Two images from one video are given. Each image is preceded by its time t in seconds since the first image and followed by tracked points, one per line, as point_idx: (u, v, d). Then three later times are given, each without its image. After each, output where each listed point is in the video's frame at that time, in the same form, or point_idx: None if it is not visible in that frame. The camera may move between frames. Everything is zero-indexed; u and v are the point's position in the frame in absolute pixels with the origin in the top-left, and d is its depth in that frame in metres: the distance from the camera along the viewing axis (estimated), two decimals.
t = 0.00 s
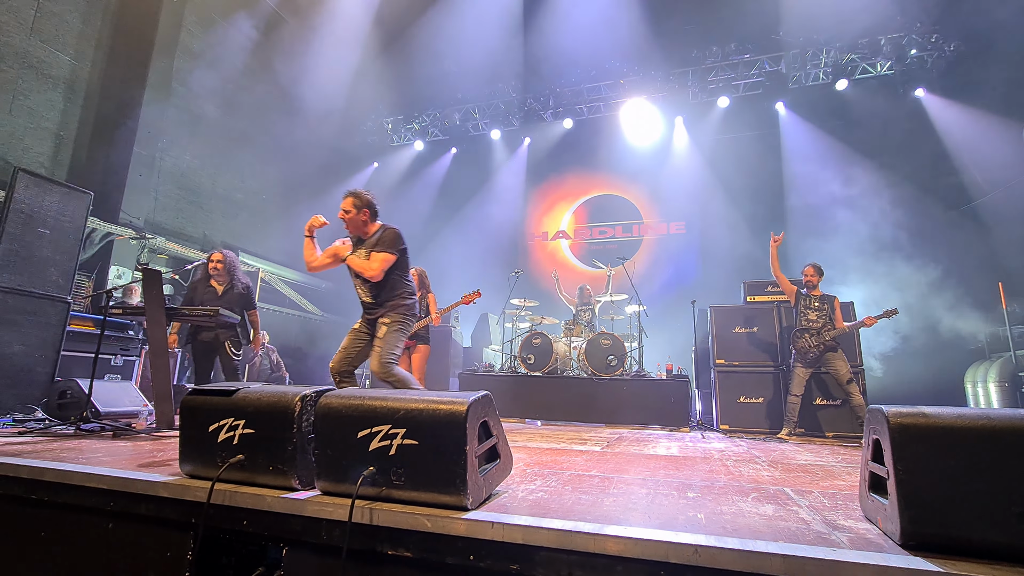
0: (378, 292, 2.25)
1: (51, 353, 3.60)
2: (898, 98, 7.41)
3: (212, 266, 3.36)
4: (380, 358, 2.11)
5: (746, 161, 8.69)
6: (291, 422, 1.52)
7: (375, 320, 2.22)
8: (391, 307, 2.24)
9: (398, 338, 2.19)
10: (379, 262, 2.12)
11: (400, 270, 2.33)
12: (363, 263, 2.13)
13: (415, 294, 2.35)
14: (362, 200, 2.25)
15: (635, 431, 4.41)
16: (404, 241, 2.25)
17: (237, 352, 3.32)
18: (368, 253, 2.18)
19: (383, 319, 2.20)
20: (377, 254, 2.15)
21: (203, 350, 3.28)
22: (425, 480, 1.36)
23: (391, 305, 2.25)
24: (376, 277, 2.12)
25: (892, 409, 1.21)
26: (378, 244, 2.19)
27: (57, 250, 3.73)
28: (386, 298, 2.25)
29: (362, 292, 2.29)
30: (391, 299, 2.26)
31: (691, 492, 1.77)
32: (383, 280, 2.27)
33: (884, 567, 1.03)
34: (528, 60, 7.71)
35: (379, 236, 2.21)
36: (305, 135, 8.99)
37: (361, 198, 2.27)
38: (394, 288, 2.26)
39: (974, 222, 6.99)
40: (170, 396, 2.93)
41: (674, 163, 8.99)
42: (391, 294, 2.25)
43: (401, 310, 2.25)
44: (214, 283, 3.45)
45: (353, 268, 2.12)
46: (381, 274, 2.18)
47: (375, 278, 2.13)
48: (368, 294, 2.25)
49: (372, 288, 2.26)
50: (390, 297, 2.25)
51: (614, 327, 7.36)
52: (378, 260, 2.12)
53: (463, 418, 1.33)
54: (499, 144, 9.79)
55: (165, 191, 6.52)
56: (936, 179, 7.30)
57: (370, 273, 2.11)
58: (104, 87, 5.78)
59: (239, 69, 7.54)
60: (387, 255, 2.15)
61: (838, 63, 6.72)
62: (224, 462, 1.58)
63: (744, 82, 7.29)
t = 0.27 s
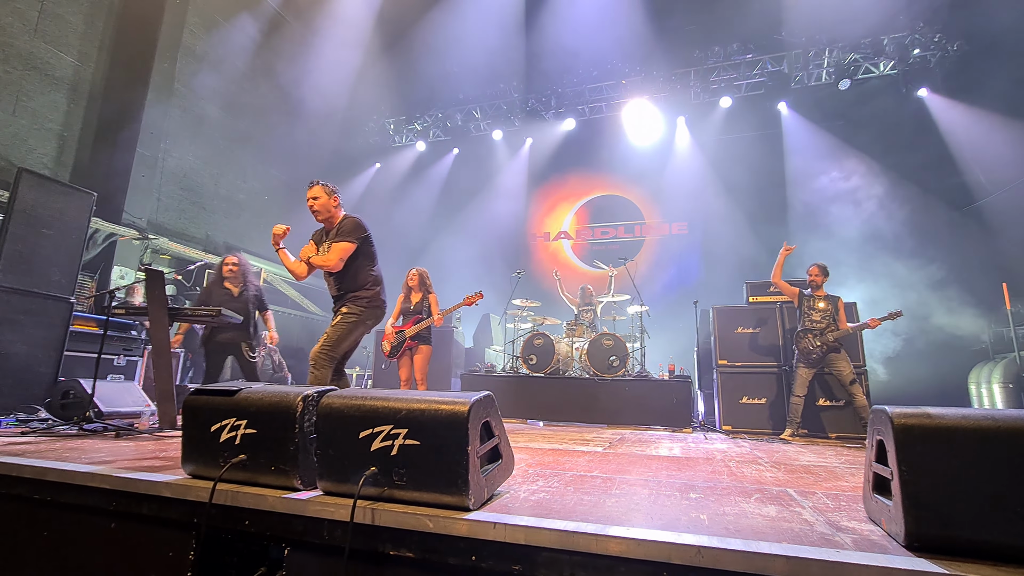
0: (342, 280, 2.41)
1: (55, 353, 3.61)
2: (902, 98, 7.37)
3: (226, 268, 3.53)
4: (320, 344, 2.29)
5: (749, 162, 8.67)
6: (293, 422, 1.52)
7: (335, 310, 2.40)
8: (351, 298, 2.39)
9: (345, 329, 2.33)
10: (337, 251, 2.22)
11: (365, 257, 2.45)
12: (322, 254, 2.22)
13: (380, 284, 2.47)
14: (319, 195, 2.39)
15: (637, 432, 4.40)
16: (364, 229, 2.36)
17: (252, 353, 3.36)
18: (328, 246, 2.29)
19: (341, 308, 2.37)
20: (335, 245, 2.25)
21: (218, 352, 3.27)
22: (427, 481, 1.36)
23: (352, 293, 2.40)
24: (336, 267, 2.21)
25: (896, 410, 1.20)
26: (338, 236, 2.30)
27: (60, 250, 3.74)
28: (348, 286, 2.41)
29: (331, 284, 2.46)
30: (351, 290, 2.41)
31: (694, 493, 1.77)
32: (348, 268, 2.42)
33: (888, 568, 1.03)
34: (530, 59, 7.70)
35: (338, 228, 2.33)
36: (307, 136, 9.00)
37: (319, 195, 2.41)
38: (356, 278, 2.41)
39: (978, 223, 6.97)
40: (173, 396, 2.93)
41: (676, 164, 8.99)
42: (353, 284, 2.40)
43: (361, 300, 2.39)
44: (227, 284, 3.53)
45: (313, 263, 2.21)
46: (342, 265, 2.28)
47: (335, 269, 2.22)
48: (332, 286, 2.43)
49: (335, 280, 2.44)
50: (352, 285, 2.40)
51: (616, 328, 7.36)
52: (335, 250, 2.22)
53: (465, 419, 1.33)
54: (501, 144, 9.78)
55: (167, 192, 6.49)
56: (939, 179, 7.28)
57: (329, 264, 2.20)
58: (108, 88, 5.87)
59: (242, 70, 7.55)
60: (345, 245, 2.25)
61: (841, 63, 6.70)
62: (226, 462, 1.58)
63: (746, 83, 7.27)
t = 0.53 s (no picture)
0: (318, 282, 2.42)
1: (58, 353, 3.63)
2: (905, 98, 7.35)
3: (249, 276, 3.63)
4: (293, 345, 2.30)
5: (751, 162, 8.66)
6: (295, 422, 1.52)
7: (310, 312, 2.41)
8: (326, 301, 2.40)
9: (319, 333, 2.34)
10: (311, 256, 2.24)
11: (342, 260, 2.46)
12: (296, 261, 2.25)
13: (356, 287, 2.48)
14: (293, 200, 2.41)
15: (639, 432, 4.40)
16: (338, 232, 2.35)
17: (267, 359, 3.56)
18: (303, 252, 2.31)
19: (316, 310, 2.38)
20: (308, 251, 2.27)
21: (236, 355, 3.46)
22: (429, 481, 1.36)
23: (328, 296, 2.42)
24: (310, 273, 2.23)
25: (900, 410, 1.20)
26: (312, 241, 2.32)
27: (64, 250, 3.75)
28: (324, 289, 2.42)
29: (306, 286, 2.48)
30: (326, 292, 2.42)
31: (696, 493, 1.76)
32: (324, 270, 2.43)
33: (891, 569, 1.02)
34: (532, 58, 7.71)
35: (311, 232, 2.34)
36: (310, 136, 9.03)
37: (294, 199, 2.43)
38: (331, 280, 2.42)
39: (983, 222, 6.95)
40: (175, 396, 2.94)
41: (678, 163, 8.99)
42: (328, 287, 2.42)
43: (336, 304, 2.40)
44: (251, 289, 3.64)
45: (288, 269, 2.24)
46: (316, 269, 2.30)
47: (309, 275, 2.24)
48: (307, 287, 2.44)
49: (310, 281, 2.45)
50: (329, 288, 2.42)
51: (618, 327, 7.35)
52: (308, 256, 2.23)
53: (467, 418, 1.33)
54: (503, 144, 9.78)
55: (170, 192, 6.51)
56: (943, 178, 7.25)
57: (303, 270, 2.22)
58: (110, 88, 5.93)
59: (245, 70, 7.57)
60: (318, 249, 2.27)
61: (843, 62, 6.69)
62: (228, 461, 1.58)
63: (748, 82, 7.26)
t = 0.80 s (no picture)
0: (318, 283, 2.42)
1: (61, 353, 3.64)
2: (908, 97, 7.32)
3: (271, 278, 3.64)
4: (299, 345, 2.30)
5: (754, 161, 8.63)
6: (296, 422, 1.52)
7: (312, 312, 2.40)
8: (329, 300, 2.40)
9: (325, 332, 2.34)
10: (316, 259, 2.28)
11: (340, 261, 2.49)
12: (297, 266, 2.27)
13: (357, 286, 2.49)
14: (286, 205, 2.40)
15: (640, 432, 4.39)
16: (337, 234, 2.41)
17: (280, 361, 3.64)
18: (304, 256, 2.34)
19: (320, 310, 2.37)
20: (311, 254, 2.30)
21: (250, 355, 3.53)
22: (431, 481, 1.36)
23: (330, 297, 2.41)
24: (314, 275, 2.27)
25: (902, 410, 1.19)
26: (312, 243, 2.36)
27: (67, 250, 3.76)
28: (325, 290, 2.42)
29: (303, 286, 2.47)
30: (329, 291, 2.42)
31: (697, 493, 1.76)
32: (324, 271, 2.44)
33: (894, 569, 1.02)
34: (533, 58, 7.71)
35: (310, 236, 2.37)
36: (312, 137, 9.04)
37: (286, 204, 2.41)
38: (334, 279, 2.43)
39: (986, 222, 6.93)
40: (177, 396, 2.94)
41: (680, 163, 8.97)
42: (331, 286, 2.42)
43: (340, 303, 2.40)
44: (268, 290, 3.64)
45: (291, 272, 2.24)
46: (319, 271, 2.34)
47: (314, 276, 2.28)
48: (308, 287, 2.42)
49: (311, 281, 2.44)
50: (331, 288, 2.42)
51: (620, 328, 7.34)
52: (313, 258, 2.28)
53: (469, 418, 1.33)
54: (505, 145, 9.76)
55: (172, 193, 6.52)
56: (946, 178, 7.23)
57: (308, 273, 2.26)
58: (113, 89, 5.95)
59: (247, 70, 7.58)
60: (321, 252, 2.31)
61: (845, 62, 6.67)
62: (230, 461, 1.59)
63: (749, 82, 7.24)
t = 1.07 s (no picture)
0: (329, 278, 2.43)
1: (64, 353, 3.65)
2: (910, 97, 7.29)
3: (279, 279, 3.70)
4: (313, 344, 2.31)
5: (756, 161, 8.61)
6: (299, 422, 1.52)
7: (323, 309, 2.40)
8: (339, 297, 2.40)
9: (336, 329, 2.34)
10: (328, 250, 2.28)
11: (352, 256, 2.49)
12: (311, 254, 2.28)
13: (366, 283, 2.49)
14: (308, 198, 2.45)
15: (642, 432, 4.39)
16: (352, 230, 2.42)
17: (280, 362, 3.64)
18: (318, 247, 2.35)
19: (330, 307, 2.38)
20: (325, 245, 2.31)
21: (252, 356, 3.52)
22: (433, 481, 1.36)
23: (340, 293, 2.41)
24: (326, 265, 2.26)
25: (904, 410, 1.19)
26: (326, 236, 2.37)
27: (70, 250, 3.78)
28: (336, 285, 2.43)
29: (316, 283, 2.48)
30: (339, 289, 2.42)
31: (699, 493, 1.76)
32: (335, 266, 2.44)
33: (896, 570, 1.02)
34: (534, 57, 7.71)
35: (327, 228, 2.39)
36: (313, 137, 9.05)
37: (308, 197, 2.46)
38: (342, 276, 2.43)
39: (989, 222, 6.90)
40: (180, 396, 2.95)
41: (682, 163, 8.96)
42: (340, 284, 2.42)
43: (349, 299, 2.40)
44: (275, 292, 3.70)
45: (304, 261, 2.25)
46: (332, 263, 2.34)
47: (325, 267, 2.27)
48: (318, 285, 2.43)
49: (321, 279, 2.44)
50: (341, 284, 2.42)
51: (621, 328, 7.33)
52: (325, 249, 2.27)
53: (470, 419, 1.33)
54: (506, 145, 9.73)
55: (174, 193, 6.54)
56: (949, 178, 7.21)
57: (319, 262, 2.25)
58: (116, 90, 5.97)
59: (249, 71, 7.59)
60: (335, 243, 2.32)
61: (848, 61, 6.65)
62: (232, 461, 1.59)
63: (751, 82, 7.22)
